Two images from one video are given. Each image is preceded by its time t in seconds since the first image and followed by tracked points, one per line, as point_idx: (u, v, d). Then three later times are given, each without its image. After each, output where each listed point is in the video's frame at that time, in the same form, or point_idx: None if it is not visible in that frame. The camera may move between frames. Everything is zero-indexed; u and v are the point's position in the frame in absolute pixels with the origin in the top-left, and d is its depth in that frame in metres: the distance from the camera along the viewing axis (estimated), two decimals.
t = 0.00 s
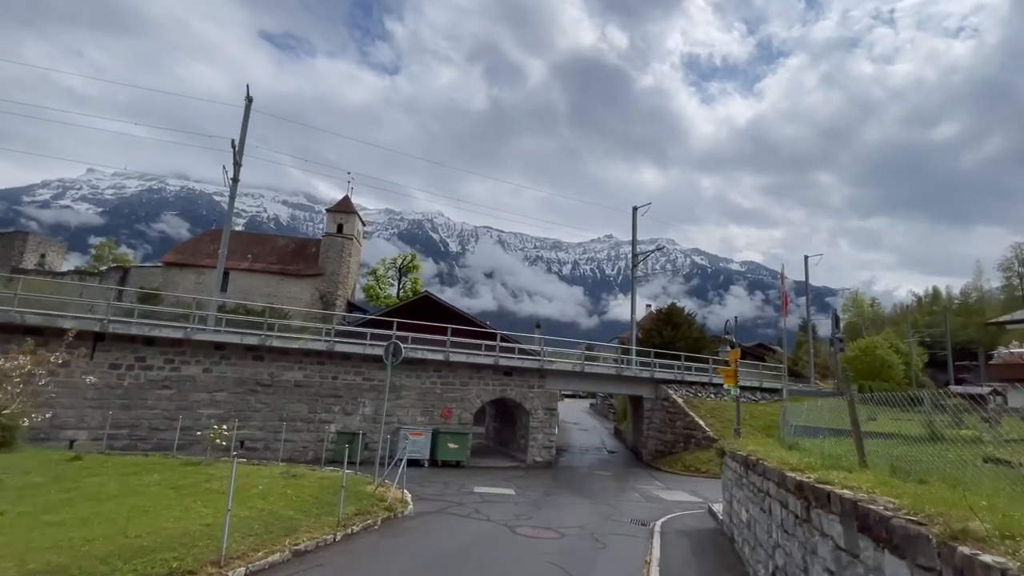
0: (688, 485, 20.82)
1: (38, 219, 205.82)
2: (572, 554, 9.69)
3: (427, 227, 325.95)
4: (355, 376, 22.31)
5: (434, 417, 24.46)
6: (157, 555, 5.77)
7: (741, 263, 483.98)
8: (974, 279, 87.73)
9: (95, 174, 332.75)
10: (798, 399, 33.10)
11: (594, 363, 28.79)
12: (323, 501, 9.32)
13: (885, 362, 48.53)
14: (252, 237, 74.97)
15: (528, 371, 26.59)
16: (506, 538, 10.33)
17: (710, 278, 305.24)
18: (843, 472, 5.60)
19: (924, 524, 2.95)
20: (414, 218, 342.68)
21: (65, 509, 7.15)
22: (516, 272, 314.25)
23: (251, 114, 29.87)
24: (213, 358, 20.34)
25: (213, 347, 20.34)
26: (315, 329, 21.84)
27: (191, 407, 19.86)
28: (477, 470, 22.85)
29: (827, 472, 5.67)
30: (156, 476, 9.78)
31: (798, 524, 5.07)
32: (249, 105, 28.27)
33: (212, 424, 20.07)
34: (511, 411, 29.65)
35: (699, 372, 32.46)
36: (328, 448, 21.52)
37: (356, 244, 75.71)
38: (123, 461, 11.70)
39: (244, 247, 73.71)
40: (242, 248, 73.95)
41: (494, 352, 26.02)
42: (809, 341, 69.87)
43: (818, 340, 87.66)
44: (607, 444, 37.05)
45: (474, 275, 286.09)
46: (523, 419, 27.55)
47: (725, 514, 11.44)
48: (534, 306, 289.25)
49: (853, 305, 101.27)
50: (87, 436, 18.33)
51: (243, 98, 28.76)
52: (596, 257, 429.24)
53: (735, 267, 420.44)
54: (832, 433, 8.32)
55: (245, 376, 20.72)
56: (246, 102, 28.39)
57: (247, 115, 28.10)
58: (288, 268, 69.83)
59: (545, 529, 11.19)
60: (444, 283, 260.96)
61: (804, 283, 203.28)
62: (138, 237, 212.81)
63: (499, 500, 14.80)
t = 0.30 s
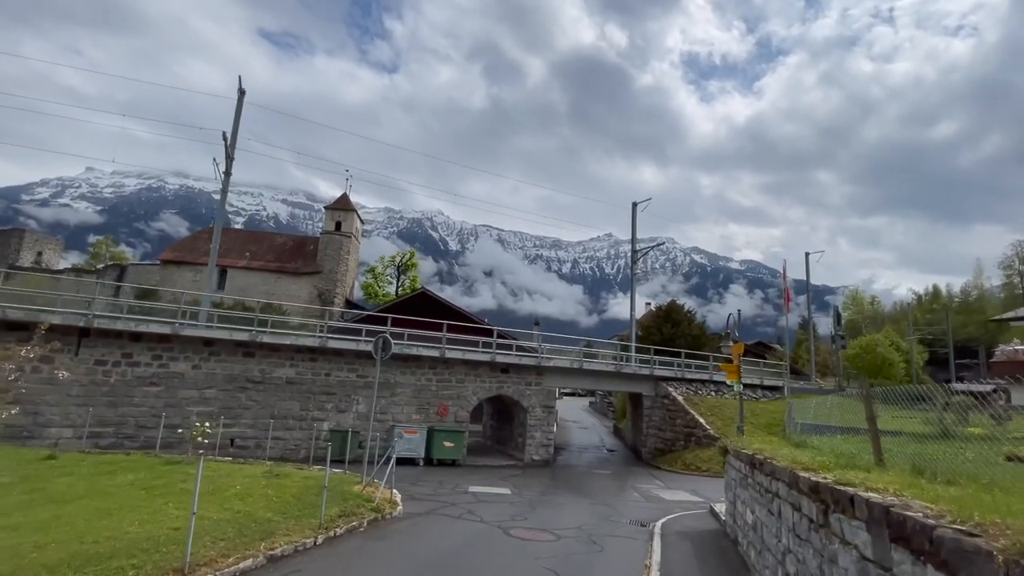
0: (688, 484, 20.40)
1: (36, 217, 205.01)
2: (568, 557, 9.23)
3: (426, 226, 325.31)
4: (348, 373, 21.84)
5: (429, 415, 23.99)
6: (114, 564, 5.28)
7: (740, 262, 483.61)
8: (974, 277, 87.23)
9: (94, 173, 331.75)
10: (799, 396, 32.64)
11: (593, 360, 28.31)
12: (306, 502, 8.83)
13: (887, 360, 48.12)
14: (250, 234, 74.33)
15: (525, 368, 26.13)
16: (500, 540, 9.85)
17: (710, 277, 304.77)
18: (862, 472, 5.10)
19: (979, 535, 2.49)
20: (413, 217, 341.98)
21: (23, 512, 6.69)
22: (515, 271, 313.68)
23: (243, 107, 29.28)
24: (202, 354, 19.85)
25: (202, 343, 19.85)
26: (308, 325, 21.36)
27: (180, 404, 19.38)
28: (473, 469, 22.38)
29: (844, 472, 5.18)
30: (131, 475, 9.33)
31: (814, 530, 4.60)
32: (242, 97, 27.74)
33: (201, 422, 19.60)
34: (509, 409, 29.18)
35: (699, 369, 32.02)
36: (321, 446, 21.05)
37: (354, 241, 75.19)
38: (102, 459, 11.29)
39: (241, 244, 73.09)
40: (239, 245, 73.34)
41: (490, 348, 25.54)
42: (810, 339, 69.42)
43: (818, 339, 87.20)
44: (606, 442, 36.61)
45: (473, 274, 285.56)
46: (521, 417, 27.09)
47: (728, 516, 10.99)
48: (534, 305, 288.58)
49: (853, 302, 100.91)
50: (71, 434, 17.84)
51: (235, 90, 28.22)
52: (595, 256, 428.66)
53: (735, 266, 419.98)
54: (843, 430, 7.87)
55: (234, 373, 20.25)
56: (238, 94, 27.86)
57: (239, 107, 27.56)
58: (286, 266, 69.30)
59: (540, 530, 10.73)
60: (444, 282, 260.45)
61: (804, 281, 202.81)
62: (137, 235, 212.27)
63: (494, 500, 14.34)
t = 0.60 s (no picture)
0: (688, 486, 19.94)
1: (35, 216, 204.15)
2: (561, 565, 8.74)
3: (426, 225, 324.66)
4: (340, 372, 21.34)
5: (424, 414, 23.51)
6: None
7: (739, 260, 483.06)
8: (974, 276, 86.72)
9: (93, 172, 330.90)
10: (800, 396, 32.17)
11: (591, 359, 27.79)
12: (283, 508, 8.31)
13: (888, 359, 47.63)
14: (248, 232, 73.74)
15: (522, 367, 25.63)
16: (490, 547, 9.36)
17: (710, 276, 304.13)
18: (880, 480, 4.63)
19: None
20: (412, 215, 341.24)
21: None
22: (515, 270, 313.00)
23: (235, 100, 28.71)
24: (190, 352, 19.36)
25: (190, 341, 19.34)
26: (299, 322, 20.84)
27: (167, 404, 18.90)
28: (469, 470, 21.91)
29: (863, 480, 4.66)
30: (99, 479, 8.83)
31: (831, 544, 4.12)
32: (233, 90, 27.21)
33: (189, 422, 19.11)
34: (505, 409, 28.69)
35: (699, 368, 31.54)
36: (312, 447, 20.57)
37: (352, 239, 74.63)
38: (76, 462, 10.81)
39: (239, 242, 72.51)
40: (237, 243, 72.77)
41: (486, 347, 25.03)
42: (811, 338, 68.88)
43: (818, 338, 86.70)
44: (604, 442, 36.15)
45: (473, 273, 284.96)
46: (518, 416, 26.61)
47: (730, 520, 10.51)
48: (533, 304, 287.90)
49: (853, 300, 100.34)
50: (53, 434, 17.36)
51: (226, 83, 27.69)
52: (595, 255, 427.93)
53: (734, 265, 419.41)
54: (853, 432, 7.41)
55: (223, 372, 19.75)
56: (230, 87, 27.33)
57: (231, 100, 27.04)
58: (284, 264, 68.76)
59: (533, 536, 10.24)
60: (444, 281, 259.31)
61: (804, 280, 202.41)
62: (135, 234, 211.57)
63: (487, 502, 13.89)
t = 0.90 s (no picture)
0: (687, 485, 19.47)
1: (33, 215, 203.36)
2: (554, 569, 8.27)
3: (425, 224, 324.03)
4: (332, 369, 20.85)
5: (418, 412, 23.02)
6: None
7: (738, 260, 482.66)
8: (974, 275, 86.26)
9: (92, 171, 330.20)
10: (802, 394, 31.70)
11: (589, 356, 27.31)
12: (258, 509, 7.83)
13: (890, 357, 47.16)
14: (246, 230, 73.17)
15: (519, 364, 25.15)
16: (480, 550, 8.87)
17: (709, 275, 303.70)
18: (901, 480, 4.16)
19: None
20: (412, 214, 340.57)
21: None
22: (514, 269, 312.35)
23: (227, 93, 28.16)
24: (177, 348, 18.88)
25: (177, 336, 18.88)
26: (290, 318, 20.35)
27: (153, 401, 18.42)
28: (463, 469, 21.42)
29: (884, 481, 4.17)
30: (63, 479, 8.36)
31: (851, 552, 3.64)
32: (225, 82, 26.67)
33: (176, 420, 18.63)
34: (502, 407, 28.20)
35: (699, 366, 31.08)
36: (302, 445, 20.09)
37: (350, 237, 74.09)
38: (48, 462, 10.34)
39: (236, 240, 71.94)
40: (235, 241, 72.19)
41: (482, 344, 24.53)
42: (811, 337, 68.39)
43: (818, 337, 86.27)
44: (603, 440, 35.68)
45: (473, 273, 284.37)
46: (514, 414, 26.13)
47: (732, 522, 10.03)
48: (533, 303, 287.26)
49: (853, 299, 99.85)
50: (35, 432, 16.90)
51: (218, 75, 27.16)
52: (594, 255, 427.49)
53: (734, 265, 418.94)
54: (864, 427, 6.93)
55: (212, 368, 19.27)
56: (221, 79, 26.80)
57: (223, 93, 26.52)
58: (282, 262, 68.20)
59: (526, 538, 9.77)
60: (444, 280, 258.67)
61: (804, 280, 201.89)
62: (134, 233, 210.84)
63: (480, 502, 13.43)
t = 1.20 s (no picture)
0: (689, 487, 18.97)
1: (32, 215, 202.83)
2: None
3: (426, 223, 323.43)
4: (324, 367, 20.34)
5: (413, 412, 22.52)
6: None
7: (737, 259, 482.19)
8: (975, 274, 85.80)
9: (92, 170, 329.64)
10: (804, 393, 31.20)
11: (588, 354, 26.77)
12: (232, 515, 7.31)
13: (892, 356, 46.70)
14: (244, 229, 72.59)
15: (516, 362, 24.64)
16: (471, 557, 8.36)
17: (709, 275, 303.19)
18: (940, 488, 3.65)
19: None
20: (412, 214, 339.96)
21: None
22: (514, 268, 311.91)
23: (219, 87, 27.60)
24: (164, 346, 18.36)
25: (164, 334, 18.36)
26: (280, 315, 19.84)
27: (138, 400, 17.90)
28: (459, 469, 20.92)
29: (921, 490, 3.67)
30: (27, 484, 7.89)
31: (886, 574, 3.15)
32: (217, 75, 26.16)
33: (163, 419, 18.13)
34: (499, 406, 27.70)
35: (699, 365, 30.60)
36: (293, 445, 19.60)
37: (349, 236, 73.56)
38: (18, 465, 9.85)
39: (234, 239, 71.39)
40: (233, 240, 71.56)
41: (479, 342, 24.02)
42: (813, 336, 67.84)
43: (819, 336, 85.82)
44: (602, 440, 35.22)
45: (473, 272, 283.95)
46: (512, 414, 25.64)
47: (737, 527, 9.53)
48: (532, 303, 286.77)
49: (854, 298, 99.42)
50: (16, 433, 16.41)
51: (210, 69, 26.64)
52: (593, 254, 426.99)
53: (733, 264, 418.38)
54: (882, 428, 6.42)
55: (200, 366, 18.76)
56: (212, 73, 26.28)
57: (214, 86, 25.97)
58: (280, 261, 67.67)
59: (520, 545, 9.27)
60: (444, 280, 258.30)
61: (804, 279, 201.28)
62: (133, 233, 210.18)
63: (474, 505, 12.92)
